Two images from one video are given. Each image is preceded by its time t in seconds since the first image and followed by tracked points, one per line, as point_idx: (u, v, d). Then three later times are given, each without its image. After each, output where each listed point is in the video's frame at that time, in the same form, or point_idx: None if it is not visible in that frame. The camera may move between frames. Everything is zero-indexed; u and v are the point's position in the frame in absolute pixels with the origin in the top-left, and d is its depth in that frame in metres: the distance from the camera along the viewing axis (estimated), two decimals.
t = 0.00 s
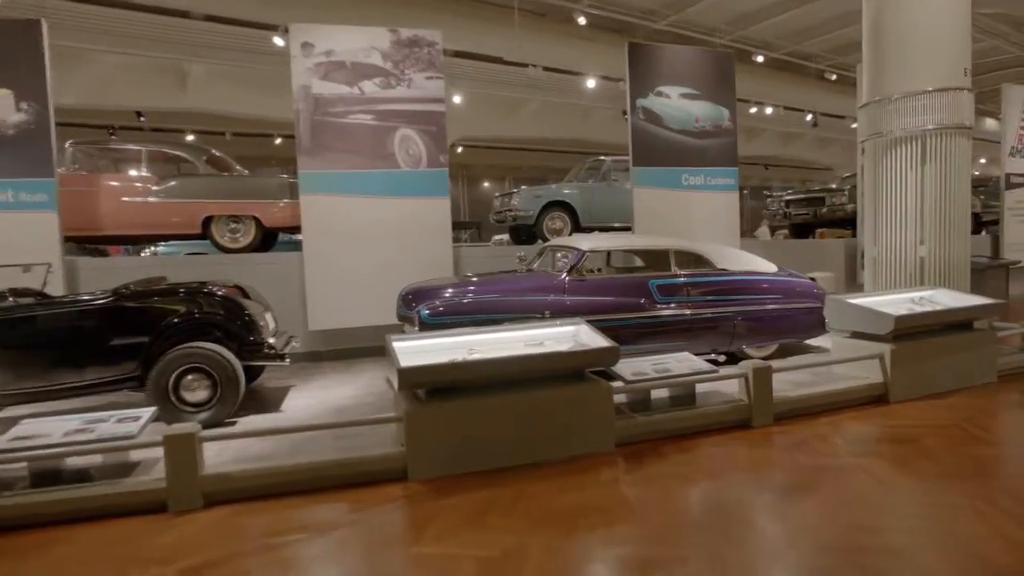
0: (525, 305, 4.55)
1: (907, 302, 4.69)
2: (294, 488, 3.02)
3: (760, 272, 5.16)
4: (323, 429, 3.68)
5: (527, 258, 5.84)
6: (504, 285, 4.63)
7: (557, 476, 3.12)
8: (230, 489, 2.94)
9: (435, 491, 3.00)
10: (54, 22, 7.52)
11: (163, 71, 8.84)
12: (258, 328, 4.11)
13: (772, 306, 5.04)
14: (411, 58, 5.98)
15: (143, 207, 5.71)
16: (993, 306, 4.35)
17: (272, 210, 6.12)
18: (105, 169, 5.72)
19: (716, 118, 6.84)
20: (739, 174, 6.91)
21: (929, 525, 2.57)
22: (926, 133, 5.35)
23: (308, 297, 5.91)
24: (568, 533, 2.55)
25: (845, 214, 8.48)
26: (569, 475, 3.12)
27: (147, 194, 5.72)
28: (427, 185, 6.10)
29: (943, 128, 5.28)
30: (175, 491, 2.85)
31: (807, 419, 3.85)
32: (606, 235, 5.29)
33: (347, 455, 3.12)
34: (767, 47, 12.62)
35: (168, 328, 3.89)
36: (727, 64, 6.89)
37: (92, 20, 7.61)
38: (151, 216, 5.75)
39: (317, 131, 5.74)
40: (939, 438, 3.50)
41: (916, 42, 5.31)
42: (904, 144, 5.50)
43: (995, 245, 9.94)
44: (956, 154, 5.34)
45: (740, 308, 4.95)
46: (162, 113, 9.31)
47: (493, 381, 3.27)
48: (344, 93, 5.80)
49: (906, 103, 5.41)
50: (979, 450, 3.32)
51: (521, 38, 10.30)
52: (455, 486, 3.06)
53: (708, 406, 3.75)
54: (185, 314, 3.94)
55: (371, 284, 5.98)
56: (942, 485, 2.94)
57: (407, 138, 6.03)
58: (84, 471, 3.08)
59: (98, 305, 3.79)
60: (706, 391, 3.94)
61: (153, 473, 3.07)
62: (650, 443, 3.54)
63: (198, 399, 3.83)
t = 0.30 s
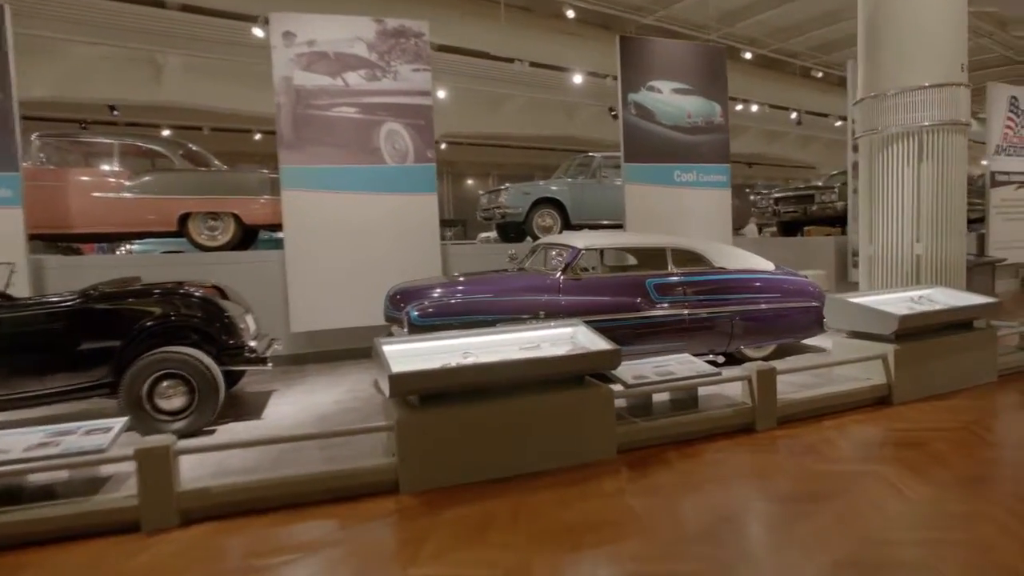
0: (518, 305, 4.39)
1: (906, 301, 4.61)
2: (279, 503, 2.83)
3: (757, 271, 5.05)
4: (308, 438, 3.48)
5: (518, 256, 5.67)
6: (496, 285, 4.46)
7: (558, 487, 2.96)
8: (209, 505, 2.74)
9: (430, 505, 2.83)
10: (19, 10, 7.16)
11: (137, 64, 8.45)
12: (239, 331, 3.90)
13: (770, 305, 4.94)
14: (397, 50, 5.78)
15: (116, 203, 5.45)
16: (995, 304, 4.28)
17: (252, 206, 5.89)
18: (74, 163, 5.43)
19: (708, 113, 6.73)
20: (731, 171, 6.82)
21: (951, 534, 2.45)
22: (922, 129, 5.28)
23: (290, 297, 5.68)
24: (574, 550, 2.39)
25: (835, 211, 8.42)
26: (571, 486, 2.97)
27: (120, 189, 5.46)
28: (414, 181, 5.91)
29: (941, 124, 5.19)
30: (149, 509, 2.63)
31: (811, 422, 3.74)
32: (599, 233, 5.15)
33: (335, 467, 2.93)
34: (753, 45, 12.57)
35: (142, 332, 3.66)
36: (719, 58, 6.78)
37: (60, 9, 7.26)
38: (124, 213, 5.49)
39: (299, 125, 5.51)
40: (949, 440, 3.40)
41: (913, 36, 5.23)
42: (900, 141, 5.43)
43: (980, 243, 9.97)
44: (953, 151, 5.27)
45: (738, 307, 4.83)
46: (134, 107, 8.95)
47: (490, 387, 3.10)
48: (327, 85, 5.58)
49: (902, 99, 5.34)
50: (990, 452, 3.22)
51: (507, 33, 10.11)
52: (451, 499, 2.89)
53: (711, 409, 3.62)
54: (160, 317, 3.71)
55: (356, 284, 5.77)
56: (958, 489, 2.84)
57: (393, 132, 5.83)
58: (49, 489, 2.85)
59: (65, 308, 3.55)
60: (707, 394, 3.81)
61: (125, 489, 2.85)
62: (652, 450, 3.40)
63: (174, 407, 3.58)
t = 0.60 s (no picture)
0: (514, 306, 4.21)
1: (911, 300, 4.50)
2: (262, 520, 2.62)
3: (758, 269, 4.92)
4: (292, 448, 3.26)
5: (511, 254, 5.48)
6: (491, 284, 4.28)
7: (561, 500, 2.79)
8: (186, 523, 2.53)
9: (425, 521, 2.64)
10: None
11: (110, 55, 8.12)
12: (219, 333, 3.67)
13: (771, 304, 4.81)
14: (385, 39, 5.57)
15: (89, 198, 5.18)
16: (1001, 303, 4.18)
17: (233, 202, 5.65)
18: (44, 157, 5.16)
19: (703, 109, 6.60)
20: (726, 167, 6.69)
21: (980, 546, 2.31)
22: (923, 124, 5.18)
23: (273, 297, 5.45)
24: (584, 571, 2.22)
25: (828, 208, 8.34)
26: (575, 498, 2.80)
27: (92, 184, 5.19)
28: (402, 176, 5.70)
29: (943, 119, 5.09)
30: (120, 529, 2.42)
31: (819, 426, 3.61)
32: (596, 230, 4.99)
33: (324, 480, 2.74)
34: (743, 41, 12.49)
35: (114, 335, 3.43)
36: (715, 52, 6.64)
37: None
38: (97, 209, 5.22)
39: (282, 117, 5.28)
40: (963, 444, 3.28)
41: (914, 29, 5.12)
42: (900, 136, 5.32)
43: (970, 241, 9.96)
44: (954, 147, 5.17)
45: (739, 307, 4.69)
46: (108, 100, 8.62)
47: (488, 393, 2.93)
48: (312, 76, 5.35)
49: (902, 94, 5.23)
50: (1007, 456, 3.10)
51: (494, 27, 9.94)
52: (448, 514, 2.70)
53: (717, 413, 3.47)
54: (134, 318, 3.48)
55: (343, 283, 5.56)
56: (980, 496, 2.70)
57: (381, 125, 5.62)
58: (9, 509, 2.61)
59: (31, 310, 3.31)
60: (712, 397, 3.67)
61: (94, 507, 2.62)
62: (657, 457, 3.24)
63: (149, 416, 3.34)
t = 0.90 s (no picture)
0: (508, 308, 4.03)
1: (912, 301, 4.41)
2: (244, 542, 2.43)
3: (757, 270, 4.80)
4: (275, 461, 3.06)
5: (502, 253, 5.30)
6: (484, 285, 4.10)
7: (563, 516, 2.63)
8: (159, 547, 2.32)
9: (419, 541, 2.45)
10: None
11: (79, 45, 7.80)
12: (196, 337, 3.45)
13: (770, 306, 4.69)
14: (371, 30, 5.37)
15: (57, 194, 4.90)
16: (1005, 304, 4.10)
17: (212, 199, 5.41)
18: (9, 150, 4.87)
19: (697, 105, 6.48)
20: (720, 165, 6.58)
21: (1009, 562, 2.18)
22: (921, 122, 5.09)
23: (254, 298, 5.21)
24: None
25: (819, 208, 8.26)
26: (578, 514, 2.63)
27: (61, 179, 4.91)
28: (388, 172, 5.50)
29: (941, 117, 5.00)
30: (86, 555, 2.20)
31: (825, 433, 3.48)
32: (591, 229, 4.83)
33: (309, 497, 2.54)
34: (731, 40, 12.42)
35: (82, 340, 3.19)
36: (708, 47, 6.52)
37: None
38: (66, 205, 4.95)
39: (263, 110, 5.05)
40: (976, 451, 3.17)
41: (913, 25, 5.03)
42: (897, 135, 5.24)
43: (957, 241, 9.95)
44: (952, 145, 5.09)
45: (738, 308, 4.57)
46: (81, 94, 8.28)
47: (486, 401, 2.76)
48: (295, 67, 5.13)
49: (900, 91, 5.14)
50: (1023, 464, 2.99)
51: (479, 22, 9.75)
52: (442, 533, 2.52)
53: (721, 420, 3.33)
54: (104, 322, 3.25)
55: (327, 284, 5.35)
56: (1000, 507, 2.59)
57: (367, 119, 5.41)
58: None
59: None
60: (715, 403, 3.53)
61: (57, 531, 2.40)
62: (661, 468, 3.09)
63: (120, 427, 3.10)
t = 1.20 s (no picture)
0: (501, 309, 3.86)
1: (911, 301, 4.33)
2: (223, 566, 2.23)
3: (753, 269, 4.69)
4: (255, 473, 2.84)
5: (491, 252, 5.12)
6: (476, 285, 3.92)
7: (567, 532, 2.46)
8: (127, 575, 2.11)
9: (414, 562, 2.27)
10: None
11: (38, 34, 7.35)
12: (169, 340, 3.22)
13: (768, 306, 4.58)
14: (355, 19, 5.16)
15: (19, 187, 4.61)
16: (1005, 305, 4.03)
17: (186, 194, 5.15)
18: None
19: (688, 102, 6.37)
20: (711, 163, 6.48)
21: None
22: (916, 120, 5.03)
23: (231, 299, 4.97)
24: None
25: (807, 207, 8.21)
26: (583, 531, 2.47)
27: (24, 172, 4.62)
28: (373, 167, 5.30)
29: (937, 114, 4.94)
30: None
31: (831, 438, 3.36)
32: (584, 227, 4.68)
33: (293, 517, 2.34)
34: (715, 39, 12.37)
35: (43, 344, 2.95)
36: (700, 43, 6.41)
37: None
38: (30, 200, 4.65)
39: (241, 100, 4.81)
40: (987, 457, 3.07)
41: (909, 21, 4.95)
42: (892, 133, 5.17)
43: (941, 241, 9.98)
44: (947, 143, 5.02)
45: (735, 309, 4.45)
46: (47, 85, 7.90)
47: (483, 409, 2.58)
48: (274, 56, 4.90)
49: (895, 88, 5.07)
50: None
51: (462, 17, 9.52)
52: (439, 553, 2.34)
53: (725, 425, 3.20)
54: (68, 325, 3.02)
55: (309, 284, 5.13)
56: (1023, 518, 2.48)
57: (350, 112, 5.20)
58: None
59: None
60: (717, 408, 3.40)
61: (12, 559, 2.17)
62: (665, 477, 2.94)
63: (84, 439, 2.87)
